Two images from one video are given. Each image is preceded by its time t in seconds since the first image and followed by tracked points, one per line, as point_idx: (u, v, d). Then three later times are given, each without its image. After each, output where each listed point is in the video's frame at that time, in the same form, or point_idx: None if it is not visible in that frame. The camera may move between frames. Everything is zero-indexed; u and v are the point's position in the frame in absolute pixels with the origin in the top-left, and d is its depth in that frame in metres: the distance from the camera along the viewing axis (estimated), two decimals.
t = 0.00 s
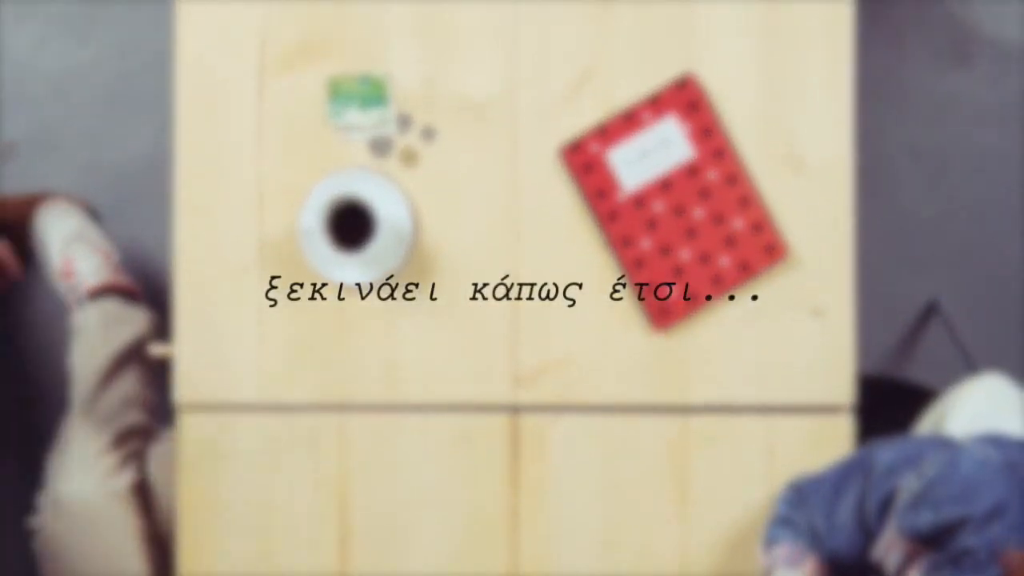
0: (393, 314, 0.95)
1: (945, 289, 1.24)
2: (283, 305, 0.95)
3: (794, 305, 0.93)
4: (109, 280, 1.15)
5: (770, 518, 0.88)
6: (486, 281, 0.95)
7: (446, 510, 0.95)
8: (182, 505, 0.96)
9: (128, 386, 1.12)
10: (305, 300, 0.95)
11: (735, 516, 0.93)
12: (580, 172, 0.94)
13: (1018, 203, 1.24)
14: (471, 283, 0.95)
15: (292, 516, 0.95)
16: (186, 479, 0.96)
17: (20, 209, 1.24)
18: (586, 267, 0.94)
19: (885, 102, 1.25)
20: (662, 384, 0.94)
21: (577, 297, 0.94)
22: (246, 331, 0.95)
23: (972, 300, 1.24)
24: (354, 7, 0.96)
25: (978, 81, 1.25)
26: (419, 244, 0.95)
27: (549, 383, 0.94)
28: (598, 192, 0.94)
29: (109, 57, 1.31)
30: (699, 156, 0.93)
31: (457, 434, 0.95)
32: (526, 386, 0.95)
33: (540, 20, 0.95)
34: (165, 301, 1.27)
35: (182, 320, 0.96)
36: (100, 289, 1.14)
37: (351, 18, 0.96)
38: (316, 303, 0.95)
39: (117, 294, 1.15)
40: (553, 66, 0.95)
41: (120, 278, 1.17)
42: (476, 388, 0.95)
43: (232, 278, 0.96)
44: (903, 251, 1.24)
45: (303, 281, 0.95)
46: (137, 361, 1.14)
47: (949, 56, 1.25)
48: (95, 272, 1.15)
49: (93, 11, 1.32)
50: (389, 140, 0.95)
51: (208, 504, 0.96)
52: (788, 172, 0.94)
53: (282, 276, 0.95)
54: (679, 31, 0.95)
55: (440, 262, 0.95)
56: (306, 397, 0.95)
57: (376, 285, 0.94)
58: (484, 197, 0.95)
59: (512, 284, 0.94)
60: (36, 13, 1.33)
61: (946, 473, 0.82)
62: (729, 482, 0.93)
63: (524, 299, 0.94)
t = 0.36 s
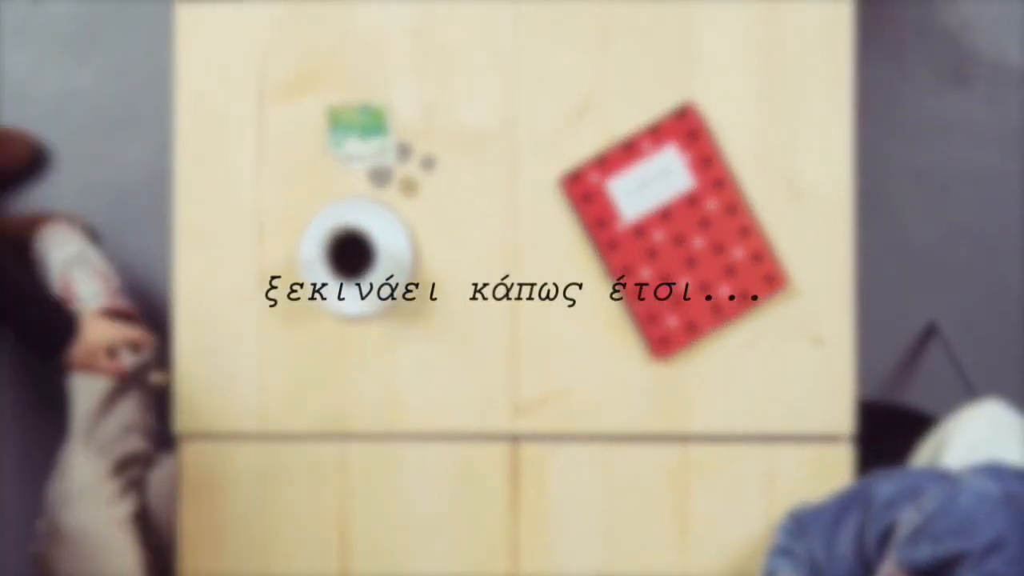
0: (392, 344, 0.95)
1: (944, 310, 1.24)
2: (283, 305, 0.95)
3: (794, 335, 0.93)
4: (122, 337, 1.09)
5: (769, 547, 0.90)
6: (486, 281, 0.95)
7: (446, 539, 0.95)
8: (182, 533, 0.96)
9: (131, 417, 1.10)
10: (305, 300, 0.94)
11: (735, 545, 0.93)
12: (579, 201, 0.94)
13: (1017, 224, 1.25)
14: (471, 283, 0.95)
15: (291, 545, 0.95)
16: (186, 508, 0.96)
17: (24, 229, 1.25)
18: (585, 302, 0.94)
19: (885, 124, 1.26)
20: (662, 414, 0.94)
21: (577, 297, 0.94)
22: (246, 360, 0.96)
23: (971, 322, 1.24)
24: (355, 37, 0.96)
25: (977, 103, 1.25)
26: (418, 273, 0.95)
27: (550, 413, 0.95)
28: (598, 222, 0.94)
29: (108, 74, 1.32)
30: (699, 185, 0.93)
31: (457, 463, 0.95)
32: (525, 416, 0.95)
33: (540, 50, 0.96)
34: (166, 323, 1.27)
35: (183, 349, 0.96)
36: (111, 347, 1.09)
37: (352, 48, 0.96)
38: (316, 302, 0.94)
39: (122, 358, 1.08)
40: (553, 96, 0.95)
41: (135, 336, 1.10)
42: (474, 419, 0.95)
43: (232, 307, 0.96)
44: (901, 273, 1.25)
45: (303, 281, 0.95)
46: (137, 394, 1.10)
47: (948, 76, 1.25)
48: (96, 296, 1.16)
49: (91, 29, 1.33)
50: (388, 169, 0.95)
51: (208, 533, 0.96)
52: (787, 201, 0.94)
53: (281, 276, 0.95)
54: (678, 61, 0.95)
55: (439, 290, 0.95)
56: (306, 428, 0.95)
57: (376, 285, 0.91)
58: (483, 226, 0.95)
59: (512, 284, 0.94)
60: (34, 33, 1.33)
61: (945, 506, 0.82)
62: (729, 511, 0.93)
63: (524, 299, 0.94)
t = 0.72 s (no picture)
0: (392, 372, 0.95)
1: (943, 332, 1.24)
2: (282, 305, 0.95)
3: (794, 365, 0.93)
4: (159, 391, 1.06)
5: None
6: (486, 281, 0.95)
7: (446, 568, 0.95)
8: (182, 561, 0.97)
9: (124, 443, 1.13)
10: (305, 300, 0.92)
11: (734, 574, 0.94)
12: (579, 231, 0.94)
13: (1016, 245, 1.25)
14: (471, 283, 0.95)
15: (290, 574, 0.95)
16: (187, 535, 0.96)
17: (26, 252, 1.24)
18: (585, 332, 0.94)
19: (885, 145, 1.25)
20: (661, 443, 0.94)
21: (577, 297, 0.94)
22: (245, 389, 0.95)
23: (972, 345, 1.24)
24: (353, 65, 0.96)
25: (977, 124, 1.25)
26: (416, 302, 0.95)
27: (549, 442, 0.94)
28: (598, 251, 0.94)
29: (105, 97, 1.32)
30: (699, 216, 0.93)
31: (456, 492, 0.95)
32: (525, 445, 0.95)
33: (539, 79, 0.96)
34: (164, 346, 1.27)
35: (183, 377, 0.96)
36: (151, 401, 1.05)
37: (351, 76, 0.96)
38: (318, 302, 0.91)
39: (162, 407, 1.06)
40: (553, 125, 0.95)
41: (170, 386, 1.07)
42: (474, 448, 0.95)
43: (231, 336, 0.95)
44: (901, 295, 1.24)
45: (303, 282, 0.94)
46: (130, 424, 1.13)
47: (948, 97, 1.25)
48: (96, 319, 1.18)
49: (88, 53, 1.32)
50: (388, 198, 0.95)
51: (208, 560, 0.96)
52: (787, 230, 0.94)
53: (282, 276, 0.95)
54: (678, 90, 0.95)
55: (440, 320, 0.95)
56: (305, 457, 0.95)
57: (376, 286, 0.91)
58: (483, 255, 0.95)
59: (512, 284, 0.95)
60: (33, 57, 1.33)
61: (944, 542, 0.83)
62: (729, 540, 0.93)
63: (524, 299, 0.95)
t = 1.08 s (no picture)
0: (390, 401, 0.95)
1: (942, 353, 1.24)
2: (283, 305, 0.95)
3: (793, 392, 0.93)
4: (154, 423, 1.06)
5: None
6: (486, 281, 0.95)
7: None
8: None
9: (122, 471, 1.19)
10: (305, 301, 0.93)
11: None
12: (578, 260, 0.94)
13: (1016, 268, 1.25)
14: (471, 283, 0.95)
15: None
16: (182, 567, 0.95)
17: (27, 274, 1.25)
18: (584, 359, 0.94)
19: (885, 166, 1.26)
20: (659, 473, 0.94)
21: (577, 297, 0.94)
22: (242, 418, 0.95)
23: (970, 368, 1.24)
24: (353, 93, 0.96)
25: (977, 146, 1.26)
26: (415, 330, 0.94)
27: (547, 471, 0.94)
28: (597, 280, 0.94)
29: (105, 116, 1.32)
30: (698, 244, 0.93)
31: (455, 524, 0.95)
32: (524, 475, 0.94)
33: (539, 107, 0.96)
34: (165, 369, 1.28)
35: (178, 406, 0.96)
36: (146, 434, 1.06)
37: (351, 105, 0.96)
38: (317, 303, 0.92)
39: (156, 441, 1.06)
40: (554, 153, 0.95)
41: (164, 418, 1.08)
42: (471, 478, 0.94)
43: (228, 364, 0.95)
44: (900, 316, 1.24)
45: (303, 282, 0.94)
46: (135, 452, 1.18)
47: (948, 119, 1.26)
48: (96, 342, 1.20)
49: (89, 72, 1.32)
50: (387, 226, 0.95)
51: None
52: (786, 259, 0.94)
53: (281, 276, 0.95)
54: (678, 119, 0.95)
55: (439, 348, 0.95)
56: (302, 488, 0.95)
57: (376, 285, 0.93)
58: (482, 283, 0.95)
59: (512, 284, 0.95)
60: (32, 72, 1.33)
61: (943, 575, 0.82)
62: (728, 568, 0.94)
63: (525, 300, 0.95)
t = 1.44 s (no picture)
0: (384, 427, 0.93)
1: (941, 373, 1.24)
2: (283, 305, 0.94)
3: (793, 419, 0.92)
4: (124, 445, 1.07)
5: None
6: (486, 281, 0.94)
7: None
8: None
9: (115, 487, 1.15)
10: (305, 301, 0.94)
11: None
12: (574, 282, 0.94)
13: (1014, 288, 1.26)
14: (471, 283, 0.94)
15: None
16: None
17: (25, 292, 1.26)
18: (582, 386, 0.94)
19: (885, 183, 1.28)
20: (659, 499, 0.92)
21: (577, 297, 0.94)
22: (229, 445, 0.93)
23: (970, 389, 1.24)
24: (352, 120, 0.96)
25: (977, 166, 1.29)
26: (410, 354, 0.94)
27: (543, 498, 0.92)
28: (597, 309, 0.94)
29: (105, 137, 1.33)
30: (697, 272, 0.94)
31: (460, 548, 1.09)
32: (521, 503, 0.92)
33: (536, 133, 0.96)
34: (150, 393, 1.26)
35: (163, 431, 0.93)
36: (126, 459, 1.07)
37: (348, 132, 0.96)
38: (315, 302, 0.94)
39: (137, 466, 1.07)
40: (551, 179, 0.95)
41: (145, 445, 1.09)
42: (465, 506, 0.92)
43: (216, 389, 0.93)
44: (898, 337, 1.25)
45: (304, 281, 0.94)
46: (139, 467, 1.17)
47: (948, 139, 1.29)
48: (96, 363, 1.20)
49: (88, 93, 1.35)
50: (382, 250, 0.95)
51: None
52: (783, 285, 0.93)
53: (281, 276, 0.95)
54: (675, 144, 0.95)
55: (434, 373, 0.94)
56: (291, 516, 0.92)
57: (376, 286, 0.94)
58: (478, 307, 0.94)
59: (511, 284, 0.94)
60: (33, 96, 1.35)
61: None
62: None
63: (524, 299, 0.94)
